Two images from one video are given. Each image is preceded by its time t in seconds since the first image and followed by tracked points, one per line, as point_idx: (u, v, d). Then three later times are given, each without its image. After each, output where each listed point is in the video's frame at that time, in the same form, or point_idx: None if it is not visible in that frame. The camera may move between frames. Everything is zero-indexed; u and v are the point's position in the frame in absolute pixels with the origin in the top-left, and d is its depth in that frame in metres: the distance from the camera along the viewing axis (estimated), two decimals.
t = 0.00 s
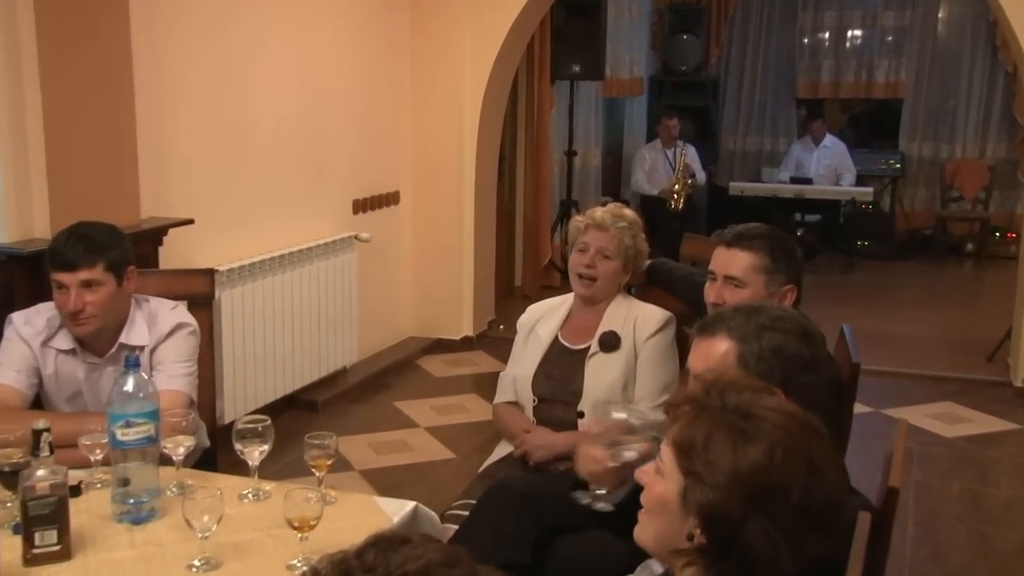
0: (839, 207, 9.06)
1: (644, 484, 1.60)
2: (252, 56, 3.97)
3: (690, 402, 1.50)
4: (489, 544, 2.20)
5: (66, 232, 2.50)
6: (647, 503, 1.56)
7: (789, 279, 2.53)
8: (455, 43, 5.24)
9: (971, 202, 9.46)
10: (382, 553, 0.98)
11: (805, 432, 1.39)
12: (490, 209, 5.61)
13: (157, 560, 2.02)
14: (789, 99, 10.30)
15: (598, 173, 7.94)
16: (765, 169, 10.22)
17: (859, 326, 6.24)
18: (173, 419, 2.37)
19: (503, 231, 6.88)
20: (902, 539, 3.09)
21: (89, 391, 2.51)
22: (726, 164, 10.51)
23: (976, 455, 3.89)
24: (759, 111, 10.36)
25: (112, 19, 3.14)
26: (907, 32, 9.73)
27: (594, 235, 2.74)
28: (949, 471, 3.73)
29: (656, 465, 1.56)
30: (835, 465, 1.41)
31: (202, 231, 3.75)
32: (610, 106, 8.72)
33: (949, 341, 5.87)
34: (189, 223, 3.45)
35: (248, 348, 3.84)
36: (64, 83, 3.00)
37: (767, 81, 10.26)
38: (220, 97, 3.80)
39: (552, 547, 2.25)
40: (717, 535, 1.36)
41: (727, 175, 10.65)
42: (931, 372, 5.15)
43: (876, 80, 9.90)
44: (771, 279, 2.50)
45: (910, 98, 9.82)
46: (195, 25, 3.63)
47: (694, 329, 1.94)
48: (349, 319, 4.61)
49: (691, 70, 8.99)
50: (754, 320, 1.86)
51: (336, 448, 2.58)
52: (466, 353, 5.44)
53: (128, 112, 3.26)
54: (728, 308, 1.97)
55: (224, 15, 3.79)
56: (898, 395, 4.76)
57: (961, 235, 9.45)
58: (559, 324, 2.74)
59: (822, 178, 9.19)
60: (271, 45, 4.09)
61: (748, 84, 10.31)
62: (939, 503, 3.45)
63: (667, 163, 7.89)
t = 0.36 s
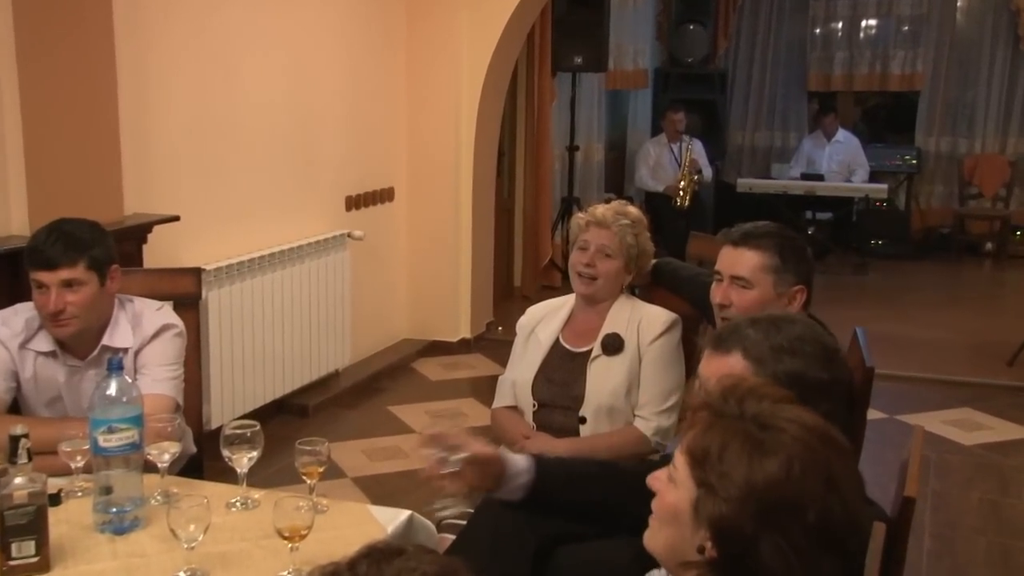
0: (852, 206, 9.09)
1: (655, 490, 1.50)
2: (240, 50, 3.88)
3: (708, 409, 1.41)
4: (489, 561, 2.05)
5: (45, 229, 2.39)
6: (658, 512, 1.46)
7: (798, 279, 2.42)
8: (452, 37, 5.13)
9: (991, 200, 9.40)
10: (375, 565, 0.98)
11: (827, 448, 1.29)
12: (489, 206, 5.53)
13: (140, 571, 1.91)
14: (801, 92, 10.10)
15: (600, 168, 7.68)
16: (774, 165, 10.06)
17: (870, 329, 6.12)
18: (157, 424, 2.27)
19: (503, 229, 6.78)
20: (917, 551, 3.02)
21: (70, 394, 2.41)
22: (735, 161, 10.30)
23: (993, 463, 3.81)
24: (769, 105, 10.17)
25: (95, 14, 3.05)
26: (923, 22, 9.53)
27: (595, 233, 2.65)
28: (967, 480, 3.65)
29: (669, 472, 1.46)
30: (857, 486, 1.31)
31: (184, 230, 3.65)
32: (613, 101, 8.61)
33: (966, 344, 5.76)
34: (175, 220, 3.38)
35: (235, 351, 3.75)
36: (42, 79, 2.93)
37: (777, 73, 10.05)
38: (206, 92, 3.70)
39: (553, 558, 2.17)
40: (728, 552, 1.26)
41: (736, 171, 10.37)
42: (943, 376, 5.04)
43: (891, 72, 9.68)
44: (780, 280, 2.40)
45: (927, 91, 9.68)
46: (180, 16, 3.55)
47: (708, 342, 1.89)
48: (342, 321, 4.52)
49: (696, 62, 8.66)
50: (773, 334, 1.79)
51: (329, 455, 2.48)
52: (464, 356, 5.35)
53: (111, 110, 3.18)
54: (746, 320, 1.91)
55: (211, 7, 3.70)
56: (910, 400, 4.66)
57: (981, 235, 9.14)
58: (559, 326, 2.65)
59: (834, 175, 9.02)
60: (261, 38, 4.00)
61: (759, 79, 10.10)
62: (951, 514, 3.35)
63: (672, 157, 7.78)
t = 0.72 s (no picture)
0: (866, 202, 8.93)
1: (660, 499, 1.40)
2: (229, 43, 3.81)
3: (711, 413, 1.33)
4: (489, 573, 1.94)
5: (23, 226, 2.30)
6: (664, 528, 1.36)
7: (808, 279, 2.31)
8: (449, 31, 5.03)
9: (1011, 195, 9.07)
10: None
11: (835, 453, 1.21)
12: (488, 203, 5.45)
13: None
14: (812, 84, 10.00)
15: (603, 164, 7.59)
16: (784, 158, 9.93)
17: (882, 330, 6.01)
18: (141, 431, 2.17)
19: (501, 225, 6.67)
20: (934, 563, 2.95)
21: (50, 399, 2.31)
22: (745, 154, 10.26)
23: (1011, 471, 3.74)
24: (779, 97, 10.06)
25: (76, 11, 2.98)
26: (940, 10, 9.41)
27: (600, 232, 2.58)
28: (988, 490, 3.57)
29: (673, 480, 1.37)
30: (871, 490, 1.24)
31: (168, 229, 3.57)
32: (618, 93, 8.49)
33: (983, 347, 5.67)
34: (160, 217, 3.31)
35: (220, 353, 3.67)
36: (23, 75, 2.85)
37: (788, 64, 9.97)
38: (192, 88, 3.63)
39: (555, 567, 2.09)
40: (733, 563, 1.21)
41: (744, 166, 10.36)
42: (956, 380, 4.95)
43: (907, 62, 9.54)
44: (790, 280, 2.29)
45: (944, 82, 9.54)
46: (165, 10, 3.48)
47: (725, 344, 1.75)
48: (334, 323, 4.44)
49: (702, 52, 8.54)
50: (795, 343, 1.64)
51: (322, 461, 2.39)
52: (462, 359, 5.27)
53: (93, 109, 3.10)
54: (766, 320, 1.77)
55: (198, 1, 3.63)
56: (927, 405, 4.57)
57: (999, 231, 9.20)
58: (563, 328, 2.58)
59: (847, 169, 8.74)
60: (250, 33, 3.93)
61: (768, 72, 10.02)
62: (967, 526, 3.26)
63: (678, 153, 7.58)
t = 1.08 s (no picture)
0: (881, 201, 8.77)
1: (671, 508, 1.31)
2: (217, 39, 3.74)
3: (730, 420, 1.24)
4: None
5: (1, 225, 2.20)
6: (674, 539, 1.27)
7: (821, 278, 2.23)
8: (445, 24, 4.94)
9: None
10: None
11: (856, 461, 1.11)
12: (486, 199, 5.33)
13: None
14: (825, 76, 9.54)
15: (607, 159, 7.49)
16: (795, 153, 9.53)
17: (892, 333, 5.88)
18: (124, 436, 2.08)
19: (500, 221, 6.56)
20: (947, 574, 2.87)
21: (29, 404, 2.20)
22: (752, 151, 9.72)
23: None
24: (789, 89, 9.59)
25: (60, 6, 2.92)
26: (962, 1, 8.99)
27: (600, 230, 2.49)
28: (1006, 500, 3.48)
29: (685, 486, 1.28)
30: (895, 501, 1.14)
31: (150, 227, 3.49)
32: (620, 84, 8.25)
33: (998, 350, 5.57)
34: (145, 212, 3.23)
35: (207, 354, 3.60)
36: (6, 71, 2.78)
37: (800, 54, 9.52)
38: (178, 84, 3.56)
39: None
40: None
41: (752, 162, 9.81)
42: (964, 383, 4.87)
43: (924, 52, 9.16)
44: (801, 279, 2.20)
45: (965, 73, 9.14)
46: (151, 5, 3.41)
47: (752, 355, 1.58)
48: (325, 325, 4.35)
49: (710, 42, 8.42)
50: (829, 348, 1.53)
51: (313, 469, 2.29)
52: (459, 362, 5.17)
53: (77, 106, 3.04)
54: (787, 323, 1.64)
55: None
56: (944, 412, 4.47)
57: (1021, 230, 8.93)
58: (564, 329, 2.50)
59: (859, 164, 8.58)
60: (240, 28, 3.86)
61: (778, 61, 9.56)
62: (986, 537, 3.18)
63: (684, 147, 7.46)
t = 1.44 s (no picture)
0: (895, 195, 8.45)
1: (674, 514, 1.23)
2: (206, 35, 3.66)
3: (736, 425, 1.15)
4: None
5: None
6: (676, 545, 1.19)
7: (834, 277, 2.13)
8: (443, 15, 4.84)
9: None
10: None
11: (868, 468, 1.06)
12: (484, 191, 5.25)
13: None
14: (837, 64, 9.18)
15: (610, 151, 7.38)
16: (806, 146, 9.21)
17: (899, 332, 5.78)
18: (106, 442, 1.96)
19: (499, 215, 6.45)
20: None
21: (7, 405, 2.09)
22: (762, 141, 9.38)
23: None
24: (800, 78, 9.21)
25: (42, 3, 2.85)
26: None
27: (587, 224, 2.43)
28: None
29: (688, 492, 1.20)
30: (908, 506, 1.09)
31: (138, 223, 3.41)
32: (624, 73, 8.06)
33: (1011, 350, 5.49)
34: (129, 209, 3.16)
35: (195, 355, 3.54)
36: None
37: (811, 40, 9.15)
38: (167, 80, 3.49)
39: None
40: None
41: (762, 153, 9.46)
42: (972, 383, 4.79)
43: (942, 38, 8.78)
44: (812, 278, 2.11)
45: (984, 60, 8.82)
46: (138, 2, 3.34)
47: (812, 365, 1.53)
48: (317, 326, 4.28)
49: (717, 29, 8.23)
50: (883, 365, 1.53)
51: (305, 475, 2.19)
52: (456, 363, 5.08)
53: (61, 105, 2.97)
54: (832, 330, 1.62)
55: None
56: (960, 415, 4.37)
57: None
58: (562, 327, 2.42)
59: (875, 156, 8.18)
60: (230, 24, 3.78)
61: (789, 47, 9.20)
62: (1008, 546, 3.11)
63: (691, 139, 7.34)
